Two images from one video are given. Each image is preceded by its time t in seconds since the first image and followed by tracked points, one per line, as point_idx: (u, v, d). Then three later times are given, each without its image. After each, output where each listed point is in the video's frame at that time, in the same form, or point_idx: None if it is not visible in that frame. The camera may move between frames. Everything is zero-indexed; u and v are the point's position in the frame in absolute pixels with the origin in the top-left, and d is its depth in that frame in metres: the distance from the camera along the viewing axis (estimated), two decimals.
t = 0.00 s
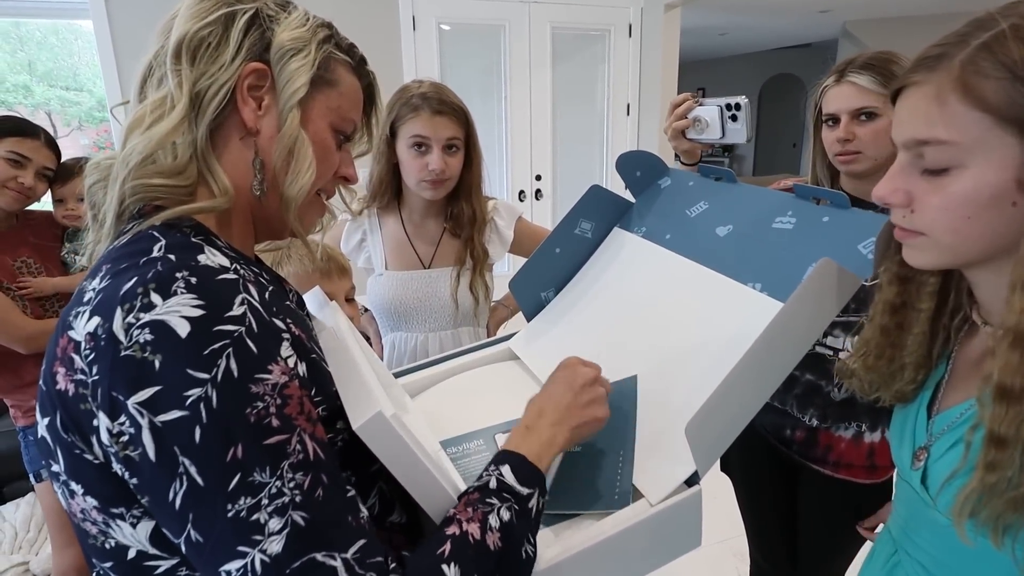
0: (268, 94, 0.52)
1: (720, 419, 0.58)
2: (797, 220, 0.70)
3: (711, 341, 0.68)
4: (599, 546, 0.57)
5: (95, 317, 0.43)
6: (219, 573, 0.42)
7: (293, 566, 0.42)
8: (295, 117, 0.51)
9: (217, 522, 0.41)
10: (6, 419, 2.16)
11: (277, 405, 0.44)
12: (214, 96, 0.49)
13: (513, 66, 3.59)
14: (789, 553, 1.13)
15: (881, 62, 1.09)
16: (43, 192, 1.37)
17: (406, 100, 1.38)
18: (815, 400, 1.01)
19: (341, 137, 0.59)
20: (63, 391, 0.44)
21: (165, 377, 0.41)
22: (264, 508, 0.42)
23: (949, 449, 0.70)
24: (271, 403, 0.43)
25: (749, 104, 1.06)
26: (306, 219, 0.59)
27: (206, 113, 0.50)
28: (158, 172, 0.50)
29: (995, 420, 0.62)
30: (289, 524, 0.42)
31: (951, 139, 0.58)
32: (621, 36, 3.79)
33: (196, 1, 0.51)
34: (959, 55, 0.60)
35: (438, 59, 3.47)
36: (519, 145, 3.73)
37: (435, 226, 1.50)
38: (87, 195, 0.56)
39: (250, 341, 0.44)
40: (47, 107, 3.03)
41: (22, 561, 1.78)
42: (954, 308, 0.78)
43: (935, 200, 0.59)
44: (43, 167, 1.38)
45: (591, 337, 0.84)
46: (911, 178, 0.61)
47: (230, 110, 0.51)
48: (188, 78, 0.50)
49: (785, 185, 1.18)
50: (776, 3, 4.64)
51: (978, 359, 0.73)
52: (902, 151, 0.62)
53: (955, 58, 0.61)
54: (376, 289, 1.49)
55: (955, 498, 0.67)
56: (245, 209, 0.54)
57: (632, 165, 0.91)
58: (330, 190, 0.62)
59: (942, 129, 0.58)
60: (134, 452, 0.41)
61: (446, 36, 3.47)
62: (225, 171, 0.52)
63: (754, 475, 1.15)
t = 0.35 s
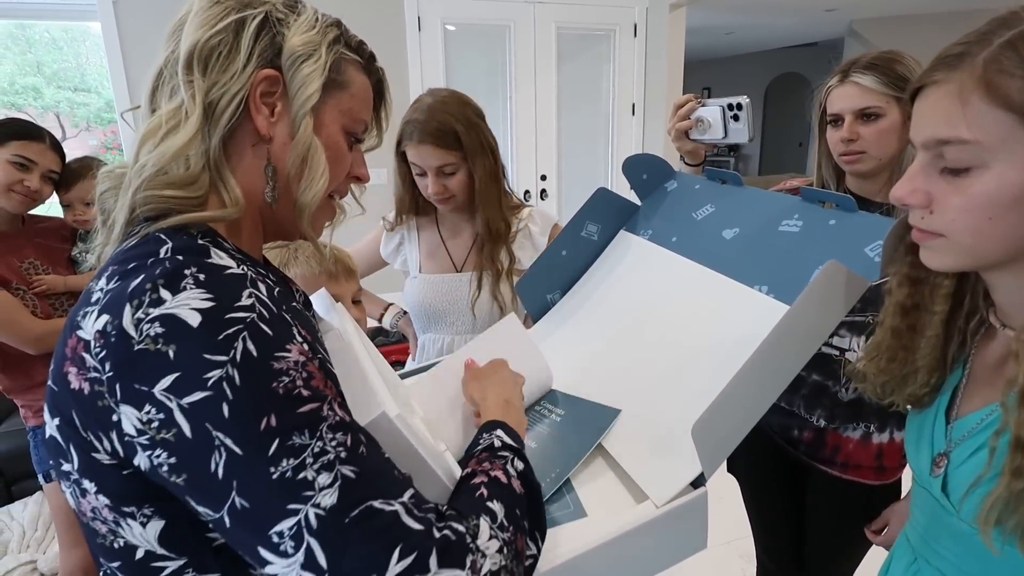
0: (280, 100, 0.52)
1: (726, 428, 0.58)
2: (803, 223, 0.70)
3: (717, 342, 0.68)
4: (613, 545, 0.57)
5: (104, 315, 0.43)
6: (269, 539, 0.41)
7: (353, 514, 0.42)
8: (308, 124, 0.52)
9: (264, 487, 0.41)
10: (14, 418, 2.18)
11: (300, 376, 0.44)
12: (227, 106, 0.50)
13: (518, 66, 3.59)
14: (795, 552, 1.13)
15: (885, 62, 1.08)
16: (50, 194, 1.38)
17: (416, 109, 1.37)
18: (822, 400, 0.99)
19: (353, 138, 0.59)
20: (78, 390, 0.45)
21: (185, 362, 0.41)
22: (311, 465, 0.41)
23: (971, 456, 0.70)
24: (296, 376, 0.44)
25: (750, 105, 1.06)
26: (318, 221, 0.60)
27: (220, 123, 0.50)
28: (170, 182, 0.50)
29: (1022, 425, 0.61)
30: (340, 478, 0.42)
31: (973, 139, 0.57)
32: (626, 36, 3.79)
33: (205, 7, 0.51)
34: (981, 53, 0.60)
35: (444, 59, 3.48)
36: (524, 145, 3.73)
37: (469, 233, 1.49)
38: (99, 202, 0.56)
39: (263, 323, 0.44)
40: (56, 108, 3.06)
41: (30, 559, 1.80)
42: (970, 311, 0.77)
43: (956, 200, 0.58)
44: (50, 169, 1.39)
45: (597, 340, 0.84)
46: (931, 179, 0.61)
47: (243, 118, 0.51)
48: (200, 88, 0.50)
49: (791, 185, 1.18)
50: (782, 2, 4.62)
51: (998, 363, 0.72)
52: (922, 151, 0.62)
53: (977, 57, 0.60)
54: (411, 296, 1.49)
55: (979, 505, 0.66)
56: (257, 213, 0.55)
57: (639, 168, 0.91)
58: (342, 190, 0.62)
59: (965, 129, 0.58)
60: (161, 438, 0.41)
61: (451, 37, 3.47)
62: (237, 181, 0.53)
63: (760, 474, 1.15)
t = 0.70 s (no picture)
0: (296, 110, 0.54)
1: (723, 438, 0.58)
2: (803, 236, 0.70)
3: (716, 346, 0.69)
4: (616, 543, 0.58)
5: (98, 290, 0.47)
6: (316, 394, 0.41)
7: (388, 334, 0.43)
8: (326, 132, 0.54)
9: (295, 352, 0.42)
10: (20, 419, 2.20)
11: (291, 279, 0.46)
12: (245, 126, 0.52)
13: (521, 68, 3.60)
14: (797, 551, 1.13)
15: (891, 63, 1.09)
16: (60, 199, 1.39)
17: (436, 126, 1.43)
18: (823, 400, 1.01)
19: (366, 133, 0.61)
20: (83, 371, 0.49)
21: (177, 302, 0.44)
22: (330, 317, 0.43)
23: (976, 459, 0.70)
24: (288, 280, 0.46)
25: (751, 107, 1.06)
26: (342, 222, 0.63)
27: (239, 143, 0.52)
28: (180, 207, 0.51)
29: None
30: (362, 319, 0.43)
31: (977, 141, 0.57)
32: (628, 38, 3.80)
33: (207, 24, 0.51)
34: (986, 56, 0.60)
35: (446, 62, 3.49)
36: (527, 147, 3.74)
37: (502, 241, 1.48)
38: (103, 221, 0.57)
39: (243, 261, 0.48)
40: (60, 111, 3.07)
41: (35, 560, 1.81)
42: (977, 314, 0.77)
43: (961, 202, 0.59)
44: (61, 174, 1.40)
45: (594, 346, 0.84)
46: (937, 181, 0.61)
47: (262, 134, 0.53)
48: (214, 111, 0.51)
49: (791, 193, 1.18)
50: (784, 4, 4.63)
51: (1007, 365, 0.72)
52: (928, 153, 0.63)
53: (981, 59, 0.60)
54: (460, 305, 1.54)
55: (985, 505, 0.67)
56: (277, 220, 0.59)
57: (641, 179, 0.92)
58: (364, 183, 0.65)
59: (969, 131, 0.58)
60: (178, 377, 0.44)
61: (454, 40, 3.48)
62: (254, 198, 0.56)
63: (761, 475, 1.15)
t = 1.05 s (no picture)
0: (292, 114, 0.55)
1: (719, 427, 0.59)
2: (799, 208, 0.70)
3: (718, 331, 0.69)
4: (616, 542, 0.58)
5: (127, 279, 0.48)
6: (361, 376, 0.46)
7: (421, 324, 0.48)
8: (320, 137, 0.55)
9: (341, 339, 0.46)
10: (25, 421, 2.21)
11: (329, 274, 0.49)
12: (243, 130, 0.53)
13: (523, 70, 3.61)
14: (799, 549, 1.13)
15: (899, 61, 1.10)
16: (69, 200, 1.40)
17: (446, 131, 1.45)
18: (827, 403, 1.00)
19: (363, 137, 0.62)
20: (112, 360, 0.49)
21: (221, 291, 0.45)
22: (369, 309, 0.48)
23: (974, 458, 0.70)
24: (326, 274, 0.50)
25: (762, 104, 1.04)
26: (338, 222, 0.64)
27: (238, 146, 0.53)
28: (180, 207, 0.51)
29: (1019, 424, 0.62)
30: (397, 311, 0.49)
31: (972, 142, 0.58)
32: (630, 40, 3.80)
33: (206, 27, 0.51)
34: (982, 58, 0.61)
35: (449, 64, 3.50)
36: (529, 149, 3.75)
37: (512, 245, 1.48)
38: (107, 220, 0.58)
39: (275, 252, 0.50)
40: (63, 113, 3.08)
41: (39, 561, 1.81)
42: (979, 315, 0.77)
43: (956, 203, 0.59)
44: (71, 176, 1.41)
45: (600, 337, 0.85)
46: (934, 181, 0.61)
47: (258, 137, 0.54)
48: (213, 114, 0.52)
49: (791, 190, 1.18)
50: (786, 5, 4.62)
51: (1005, 366, 0.72)
52: (925, 154, 0.63)
53: (978, 61, 0.61)
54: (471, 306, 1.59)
55: (980, 503, 0.67)
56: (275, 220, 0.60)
57: (636, 154, 0.92)
58: (361, 184, 0.65)
59: (964, 132, 0.59)
60: (217, 362, 0.46)
61: (456, 42, 3.49)
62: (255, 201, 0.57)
63: (764, 476, 1.16)
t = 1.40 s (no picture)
0: (290, 113, 0.55)
1: (731, 426, 0.58)
2: (813, 232, 0.70)
3: (728, 335, 0.69)
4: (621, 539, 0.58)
5: (138, 276, 0.48)
6: (366, 374, 0.46)
7: (425, 325, 0.49)
8: (317, 136, 0.56)
9: (347, 337, 0.46)
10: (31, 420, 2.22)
11: (337, 273, 0.50)
12: (241, 129, 0.53)
13: (525, 71, 3.61)
14: (807, 547, 1.13)
15: (906, 59, 1.11)
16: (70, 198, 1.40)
17: (452, 131, 1.45)
18: (844, 403, 1.00)
19: (362, 134, 0.62)
20: (122, 356, 0.49)
21: (230, 288, 0.45)
22: (375, 308, 0.48)
23: (979, 456, 0.70)
24: (335, 274, 0.50)
25: (793, 95, 1.04)
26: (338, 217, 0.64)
27: (237, 146, 0.53)
28: (183, 208, 0.51)
29: None
30: (402, 311, 0.49)
31: (988, 136, 0.57)
32: (633, 41, 3.80)
33: (203, 26, 0.52)
34: (1000, 52, 0.60)
35: (451, 65, 3.50)
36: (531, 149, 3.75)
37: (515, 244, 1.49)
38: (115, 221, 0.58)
39: (283, 249, 0.50)
40: (67, 115, 3.10)
41: (42, 562, 1.82)
42: (986, 313, 0.77)
43: (969, 198, 0.59)
44: (68, 173, 1.42)
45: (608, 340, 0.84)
46: (947, 176, 0.61)
47: (257, 136, 0.54)
48: (211, 114, 0.52)
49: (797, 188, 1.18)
50: (788, 6, 4.62)
51: (1013, 364, 0.72)
52: (939, 149, 0.63)
53: (995, 56, 0.60)
54: (479, 305, 1.59)
55: (985, 501, 0.67)
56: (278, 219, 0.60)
57: (650, 175, 0.92)
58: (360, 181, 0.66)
59: (980, 127, 0.58)
60: (225, 359, 0.46)
61: (458, 43, 3.50)
62: (257, 200, 0.57)
63: (771, 476, 1.15)
